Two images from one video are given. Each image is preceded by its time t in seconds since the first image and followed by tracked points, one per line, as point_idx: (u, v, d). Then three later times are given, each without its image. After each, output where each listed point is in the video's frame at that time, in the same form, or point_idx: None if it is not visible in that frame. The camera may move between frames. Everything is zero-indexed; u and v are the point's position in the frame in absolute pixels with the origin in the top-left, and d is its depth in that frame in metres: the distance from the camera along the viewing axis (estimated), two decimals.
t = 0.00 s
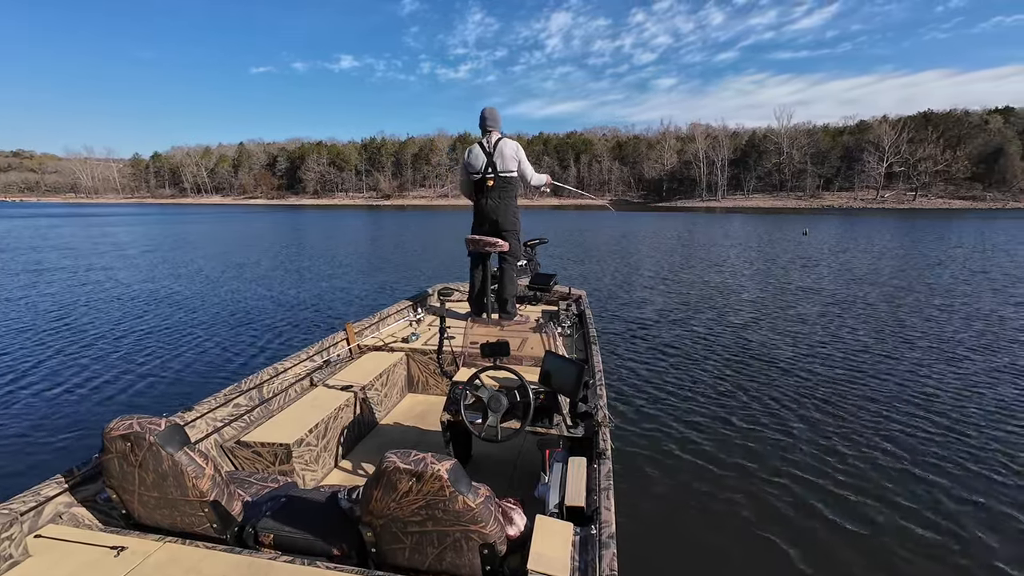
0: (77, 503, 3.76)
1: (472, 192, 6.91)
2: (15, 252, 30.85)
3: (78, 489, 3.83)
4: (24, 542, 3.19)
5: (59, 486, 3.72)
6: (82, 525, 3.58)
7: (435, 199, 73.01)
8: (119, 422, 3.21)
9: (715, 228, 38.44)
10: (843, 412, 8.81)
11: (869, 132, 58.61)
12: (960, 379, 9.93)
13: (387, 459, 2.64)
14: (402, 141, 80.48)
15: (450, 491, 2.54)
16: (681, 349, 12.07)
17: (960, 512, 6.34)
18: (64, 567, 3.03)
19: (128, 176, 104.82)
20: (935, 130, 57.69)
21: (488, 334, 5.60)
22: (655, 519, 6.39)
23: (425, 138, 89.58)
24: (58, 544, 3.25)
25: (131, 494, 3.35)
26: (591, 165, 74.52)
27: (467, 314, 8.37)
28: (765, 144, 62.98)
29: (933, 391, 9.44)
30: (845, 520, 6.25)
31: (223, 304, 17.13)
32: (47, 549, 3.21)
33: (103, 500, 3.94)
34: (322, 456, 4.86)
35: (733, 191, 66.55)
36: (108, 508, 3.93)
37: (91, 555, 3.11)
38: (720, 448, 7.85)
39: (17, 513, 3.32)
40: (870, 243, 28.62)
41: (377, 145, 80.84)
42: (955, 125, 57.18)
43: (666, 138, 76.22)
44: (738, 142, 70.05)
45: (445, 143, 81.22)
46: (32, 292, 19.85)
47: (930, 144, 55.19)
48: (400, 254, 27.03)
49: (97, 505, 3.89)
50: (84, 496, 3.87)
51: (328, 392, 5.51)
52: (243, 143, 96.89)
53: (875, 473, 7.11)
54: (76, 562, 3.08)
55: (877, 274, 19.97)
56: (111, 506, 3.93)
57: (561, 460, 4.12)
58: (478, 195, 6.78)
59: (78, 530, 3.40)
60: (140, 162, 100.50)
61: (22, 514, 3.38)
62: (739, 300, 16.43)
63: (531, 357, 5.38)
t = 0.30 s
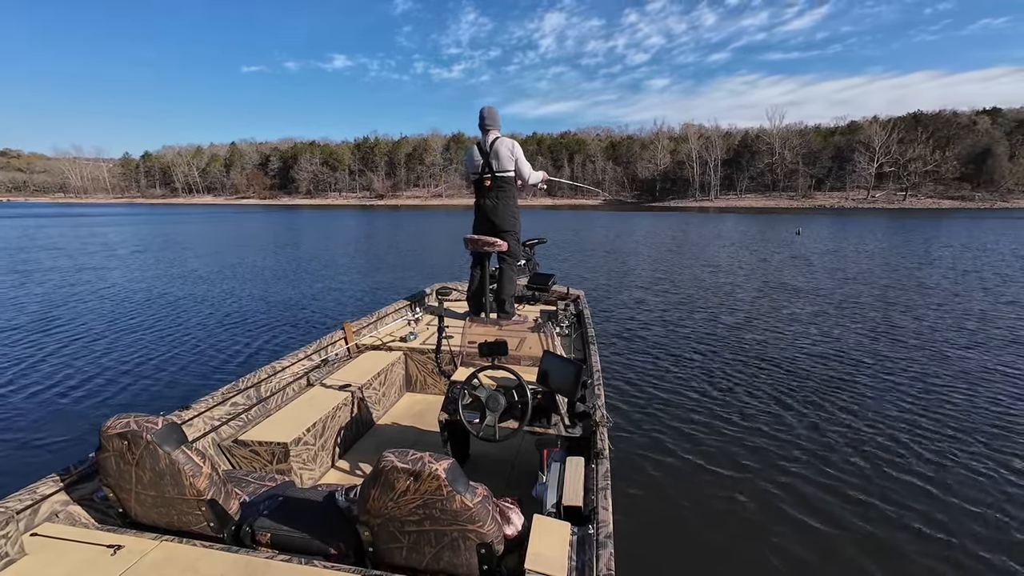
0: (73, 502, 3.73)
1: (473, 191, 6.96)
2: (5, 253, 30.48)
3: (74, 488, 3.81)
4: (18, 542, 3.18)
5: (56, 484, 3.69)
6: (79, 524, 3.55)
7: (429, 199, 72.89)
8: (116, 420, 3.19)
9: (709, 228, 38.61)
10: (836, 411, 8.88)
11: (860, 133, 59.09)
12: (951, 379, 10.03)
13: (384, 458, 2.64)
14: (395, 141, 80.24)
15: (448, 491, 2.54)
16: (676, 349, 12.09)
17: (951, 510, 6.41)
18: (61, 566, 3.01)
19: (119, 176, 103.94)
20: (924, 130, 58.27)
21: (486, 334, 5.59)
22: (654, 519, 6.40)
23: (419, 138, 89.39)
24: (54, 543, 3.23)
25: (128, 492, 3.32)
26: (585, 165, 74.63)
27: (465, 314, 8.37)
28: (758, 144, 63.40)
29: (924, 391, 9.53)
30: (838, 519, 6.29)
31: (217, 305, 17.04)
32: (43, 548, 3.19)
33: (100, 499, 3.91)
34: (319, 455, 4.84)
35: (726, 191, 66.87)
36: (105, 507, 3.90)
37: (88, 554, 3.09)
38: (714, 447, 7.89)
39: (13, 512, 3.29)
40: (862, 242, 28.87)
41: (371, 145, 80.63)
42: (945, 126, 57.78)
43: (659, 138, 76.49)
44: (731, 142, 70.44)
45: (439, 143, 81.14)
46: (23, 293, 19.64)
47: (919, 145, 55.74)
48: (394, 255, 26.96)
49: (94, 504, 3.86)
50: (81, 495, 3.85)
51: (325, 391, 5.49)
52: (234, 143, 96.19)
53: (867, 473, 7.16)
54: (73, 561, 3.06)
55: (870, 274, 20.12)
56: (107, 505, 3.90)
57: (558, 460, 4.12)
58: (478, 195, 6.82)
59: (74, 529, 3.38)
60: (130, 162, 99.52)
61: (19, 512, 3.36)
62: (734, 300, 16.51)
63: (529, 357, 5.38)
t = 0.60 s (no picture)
0: (69, 499, 3.72)
1: (474, 191, 6.98)
2: None
3: (70, 486, 3.78)
4: (14, 538, 3.17)
5: (52, 481, 3.69)
6: (75, 521, 3.54)
7: (423, 199, 72.75)
8: (112, 417, 3.16)
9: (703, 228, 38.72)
10: (830, 412, 8.92)
11: (852, 133, 59.56)
12: (943, 378, 10.11)
13: (382, 456, 2.63)
14: (389, 141, 80.01)
15: (445, 489, 2.54)
16: (670, 349, 12.11)
17: (942, 511, 6.46)
18: (55, 562, 2.99)
19: (109, 175, 103.00)
20: (914, 131, 58.79)
21: (484, 333, 5.59)
22: (636, 524, 6.36)
23: (412, 138, 89.21)
24: (49, 540, 3.21)
25: (124, 489, 3.29)
26: (579, 165, 74.73)
27: (464, 313, 8.37)
28: (750, 144, 63.75)
29: (917, 391, 9.60)
30: (830, 522, 6.32)
31: (211, 305, 16.96)
32: (38, 545, 3.17)
33: (96, 496, 3.89)
34: (317, 453, 4.83)
35: (719, 191, 67.19)
36: (101, 504, 3.88)
37: (84, 550, 3.07)
38: (709, 448, 7.90)
39: (9, 508, 3.29)
40: (854, 242, 29.08)
41: (364, 145, 80.40)
42: (935, 126, 58.29)
43: (653, 138, 76.73)
44: (724, 142, 70.77)
45: (433, 143, 81.00)
46: (13, 293, 19.45)
47: (910, 145, 56.24)
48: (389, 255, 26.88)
49: (90, 501, 3.85)
50: (76, 492, 3.83)
51: (323, 389, 5.47)
52: (227, 142, 95.54)
53: (860, 475, 7.19)
54: (68, 557, 3.03)
55: (862, 274, 20.27)
56: (104, 502, 3.89)
57: (556, 459, 4.10)
58: (478, 194, 6.84)
59: (70, 525, 3.35)
60: (121, 161, 98.64)
61: (13, 509, 3.34)
62: (727, 300, 16.56)
63: (527, 357, 5.44)
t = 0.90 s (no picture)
0: (68, 498, 3.71)
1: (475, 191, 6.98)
2: None
3: (69, 485, 3.76)
4: (13, 538, 3.15)
5: (51, 480, 3.66)
6: (74, 520, 3.52)
7: (417, 199, 72.62)
8: (111, 416, 3.14)
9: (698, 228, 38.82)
10: (824, 412, 8.96)
11: (844, 134, 59.97)
12: (936, 378, 10.18)
13: (382, 456, 2.62)
14: (383, 141, 79.79)
15: (445, 489, 2.53)
16: (665, 349, 12.13)
17: (936, 511, 6.50)
18: (55, 561, 2.97)
19: (100, 175, 102.12)
20: (905, 132, 59.25)
21: (483, 332, 5.58)
22: (644, 525, 6.37)
23: (406, 138, 89.05)
24: (48, 539, 3.19)
25: (124, 489, 3.26)
26: (573, 164, 74.81)
27: (463, 313, 8.37)
28: (744, 144, 64.09)
29: (910, 390, 9.66)
30: (826, 525, 6.32)
31: (205, 306, 16.87)
32: (37, 544, 3.14)
33: (96, 495, 3.87)
34: (316, 453, 4.80)
35: (713, 191, 67.46)
36: (101, 504, 3.86)
37: (83, 550, 3.04)
38: (705, 450, 7.92)
39: (8, 508, 3.27)
40: (847, 242, 29.27)
41: (358, 145, 80.15)
42: (925, 127, 58.82)
43: (647, 138, 76.94)
44: (718, 143, 71.07)
45: (427, 143, 80.86)
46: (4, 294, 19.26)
47: (901, 146, 56.72)
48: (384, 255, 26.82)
49: (89, 500, 3.82)
50: (75, 492, 3.80)
51: (322, 388, 5.45)
52: (219, 142, 94.89)
53: (855, 477, 7.20)
54: (68, 557, 3.00)
55: (855, 273, 20.40)
56: (104, 501, 3.86)
57: (556, 459, 4.10)
58: (478, 195, 6.84)
59: (69, 524, 3.32)
60: (111, 161, 97.71)
61: (13, 508, 3.32)
62: (722, 300, 16.61)
63: (527, 356, 5.44)
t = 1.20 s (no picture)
0: (71, 501, 3.68)
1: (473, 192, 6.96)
2: None
3: (72, 487, 3.74)
4: (15, 540, 3.12)
5: (53, 483, 3.64)
6: (77, 522, 3.49)
7: (411, 199, 72.48)
8: (113, 419, 3.13)
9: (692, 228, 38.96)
10: (821, 413, 8.96)
11: (836, 135, 60.42)
12: (930, 378, 10.22)
13: (383, 458, 2.62)
14: (377, 141, 79.57)
15: (446, 490, 2.53)
16: (660, 350, 12.11)
17: (930, 512, 6.51)
18: (59, 563, 2.96)
19: (90, 175, 101.20)
20: (897, 132, 59.75)
21: (484, 333, 5.56)
22: (638, 533, 6.28)
23: (401, 138, 88.91)
24: (51, 542, 3.17)
25: (125, 492, 3.24)
26: (568, 164, 74.90)
27: (464, 313, 8.36)
28: (737, 145, 64.42)
29: (905, 391, 9.68)
30: (821, 530, 6.25)
31: (200, 307, 16.79)
32: (40, 547, 3.12)
33: (98, 497, 3.84)
34: (318, 454, 4.79)
35: (707, 191, 67.72)
36: (103, 506, 3.84)
37: (86, 553, 3.02)
38: (704, 453, 7.86)
39: (11, 511, 3.26)
40: (841, 242, 29.49)
41: (353, 145, 79.92)
42: (916, 128, 59.37)
43: (641, 138, 77.16)
44: (711, 143, 71.39)
45: (421, 143, 80.74)
46: None
47: (892, 146, 57.24)
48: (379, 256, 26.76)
49: (92, 502, 3.80)
50: (77, 494, 3.77)
51: (324, 390, 5.43)
52: (212, 142, 94.26)
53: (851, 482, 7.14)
54: (70, 560, 2.99)
55: (849, 273, 20.55)
56: (106, 504, 3.83)
57: (557, 459, 4.10)
58: (477, 195, 6.82)
59: (71, 527, 3.31)
60: (102, 160, 96.82)
61: (16, 511, 3.30)
62: (718, 300, 16.65)
63: (528, 356, 5.39)
